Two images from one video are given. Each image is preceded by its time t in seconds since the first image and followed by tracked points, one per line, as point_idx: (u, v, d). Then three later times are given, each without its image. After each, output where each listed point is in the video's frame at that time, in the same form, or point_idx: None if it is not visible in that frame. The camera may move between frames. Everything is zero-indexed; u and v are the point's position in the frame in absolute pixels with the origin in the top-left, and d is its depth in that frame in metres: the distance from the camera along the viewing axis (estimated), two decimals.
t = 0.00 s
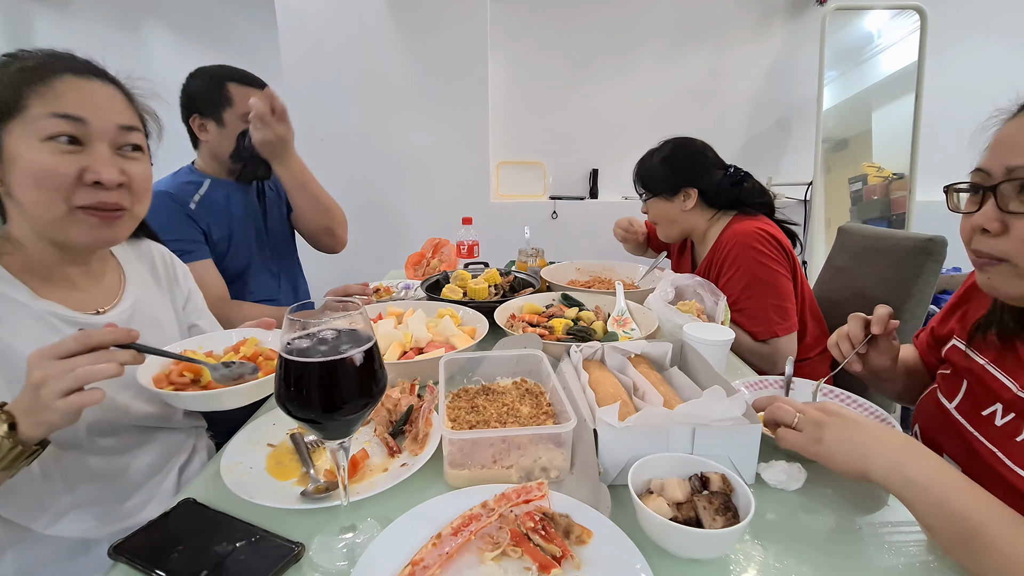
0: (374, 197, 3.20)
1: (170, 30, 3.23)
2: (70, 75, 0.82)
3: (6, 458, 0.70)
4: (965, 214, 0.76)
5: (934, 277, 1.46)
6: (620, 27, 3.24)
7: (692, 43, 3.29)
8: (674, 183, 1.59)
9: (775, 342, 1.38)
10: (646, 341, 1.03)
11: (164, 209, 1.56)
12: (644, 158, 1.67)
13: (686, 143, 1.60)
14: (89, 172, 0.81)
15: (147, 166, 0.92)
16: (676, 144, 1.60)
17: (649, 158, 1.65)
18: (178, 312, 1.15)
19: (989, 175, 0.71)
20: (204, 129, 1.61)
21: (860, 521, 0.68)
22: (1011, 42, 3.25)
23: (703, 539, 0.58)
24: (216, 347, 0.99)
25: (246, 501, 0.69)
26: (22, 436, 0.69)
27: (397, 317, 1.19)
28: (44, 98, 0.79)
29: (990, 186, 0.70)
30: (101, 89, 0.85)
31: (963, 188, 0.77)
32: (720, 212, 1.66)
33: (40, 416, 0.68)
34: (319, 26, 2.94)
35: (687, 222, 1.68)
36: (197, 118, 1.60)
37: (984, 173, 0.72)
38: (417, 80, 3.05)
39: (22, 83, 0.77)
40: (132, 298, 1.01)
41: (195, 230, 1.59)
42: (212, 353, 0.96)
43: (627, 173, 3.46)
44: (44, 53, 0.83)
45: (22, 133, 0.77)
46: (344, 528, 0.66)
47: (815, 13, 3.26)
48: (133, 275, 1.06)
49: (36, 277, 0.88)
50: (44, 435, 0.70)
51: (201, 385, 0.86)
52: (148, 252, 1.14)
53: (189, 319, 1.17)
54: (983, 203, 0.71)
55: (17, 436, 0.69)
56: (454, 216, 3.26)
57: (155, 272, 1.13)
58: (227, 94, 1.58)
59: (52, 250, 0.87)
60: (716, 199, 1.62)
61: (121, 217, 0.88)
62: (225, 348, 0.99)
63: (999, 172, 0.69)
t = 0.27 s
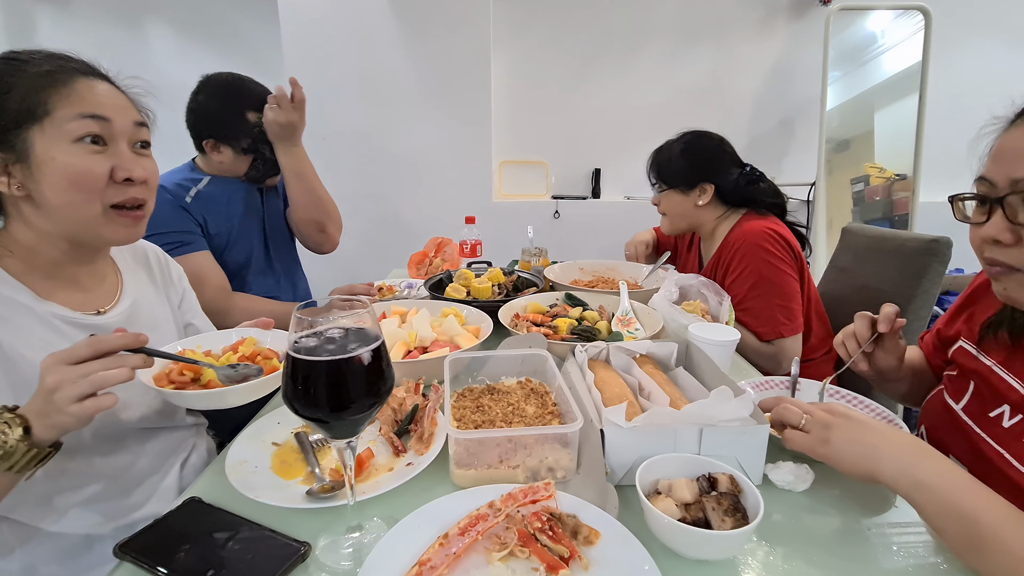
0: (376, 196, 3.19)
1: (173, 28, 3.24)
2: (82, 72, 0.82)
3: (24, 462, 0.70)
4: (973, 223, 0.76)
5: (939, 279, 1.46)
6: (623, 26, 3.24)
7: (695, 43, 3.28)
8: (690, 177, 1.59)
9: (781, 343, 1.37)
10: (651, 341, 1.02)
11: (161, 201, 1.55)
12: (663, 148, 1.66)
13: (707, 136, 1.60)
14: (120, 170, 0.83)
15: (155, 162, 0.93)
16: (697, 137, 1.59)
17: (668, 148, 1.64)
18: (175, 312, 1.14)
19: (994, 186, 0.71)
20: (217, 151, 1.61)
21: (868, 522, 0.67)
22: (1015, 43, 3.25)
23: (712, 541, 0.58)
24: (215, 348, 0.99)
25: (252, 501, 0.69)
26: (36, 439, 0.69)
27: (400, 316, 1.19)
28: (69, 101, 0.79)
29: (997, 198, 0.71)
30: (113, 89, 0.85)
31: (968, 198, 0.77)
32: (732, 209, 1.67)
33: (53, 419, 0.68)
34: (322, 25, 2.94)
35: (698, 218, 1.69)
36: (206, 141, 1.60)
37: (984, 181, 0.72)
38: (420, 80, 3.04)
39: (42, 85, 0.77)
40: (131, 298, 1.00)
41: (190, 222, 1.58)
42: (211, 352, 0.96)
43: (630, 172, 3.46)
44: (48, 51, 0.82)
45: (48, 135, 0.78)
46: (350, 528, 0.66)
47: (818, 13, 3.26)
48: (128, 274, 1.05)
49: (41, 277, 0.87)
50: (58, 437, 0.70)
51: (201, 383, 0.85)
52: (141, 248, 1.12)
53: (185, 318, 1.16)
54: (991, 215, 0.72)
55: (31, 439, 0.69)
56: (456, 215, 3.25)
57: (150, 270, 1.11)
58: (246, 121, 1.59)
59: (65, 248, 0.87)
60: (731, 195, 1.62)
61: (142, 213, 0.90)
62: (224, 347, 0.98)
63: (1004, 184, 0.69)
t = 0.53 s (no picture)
0: (376, 193, 3.18)
1: (172, 23, 3.21)
2: (74, 68, 0.81)
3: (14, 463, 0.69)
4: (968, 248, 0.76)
5: (945, 278, 1.45)
6: (625, 24, 3.22)
7: (697, 40, 3.27)
8: (712, 167, 1.58)
9: (788, 340, 1.37)
10: (655, 340, 1.01)
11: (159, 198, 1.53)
12: (684, 137, 1.65)
13: (730, 128, 1.59)
14: (116, 168, 0.83)
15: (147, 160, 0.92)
16: (720, 128, 1.58)
17: (689, 137, 1.63)
18: (170, 308, 1.12)
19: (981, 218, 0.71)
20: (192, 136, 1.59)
21: (877, 523, 0.67)
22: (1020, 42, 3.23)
23: (719, 542, 0.57)
24: (211, 345, 0.98)
25: (252, 500, 0.68)
26: (28, 440, 0.69)
27: (402, 314, 1.18)
28: (64, 99, 0.78)
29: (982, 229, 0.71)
30: (107, 85, 0.84)
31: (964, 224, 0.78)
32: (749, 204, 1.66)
33: (44, 420, 0.67)
34: (323, 21, 2.92)
35: (714, 210, 1.67)
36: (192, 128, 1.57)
37: (987, 188, 0.71)
38: (421, 77, 3.03)
39: (35, 81, 0.76)
40: (124, 294, 0.99)
41: (189, 219, 1.56)
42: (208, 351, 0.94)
43: (632, 171, 3.45)
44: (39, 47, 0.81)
45: (42, 132, 0.76)
46: (352, 527, 0.65)
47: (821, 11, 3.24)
48: (121, 269, 1.03)
49: (30, 275, 0.86)
50: (50, 437, 0.69)
51: (197, 382, 0.84)
52: (135, 247, 1.11)
53: (181, 314, 1.15)
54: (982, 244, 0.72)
55: (22, 440, 0.68)
56: (456, 213, 3.24)
57: (143, 267, 1.10)
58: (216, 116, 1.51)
59: (58, 245, 0.86)
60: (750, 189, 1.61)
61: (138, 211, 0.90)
62: (221, 346, 0.97)
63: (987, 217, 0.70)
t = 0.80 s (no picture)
0: (376, 192, 3.18)
1: (171, 21, 3.21)
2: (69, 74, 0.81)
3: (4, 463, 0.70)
4: (968, 236, 0.77)
5: (944, 277, 1.45)
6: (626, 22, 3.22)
7: (698, 39, 3.26)
8: (740, 159, 1.54)
9: (790, 340, 1.37)
10: (653, 340, 1.01)
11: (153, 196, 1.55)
12: (711, 127, 1.61)
13: (759, 122, 1.57)
14: (108, 176, 0.83)
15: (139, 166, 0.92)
16: (748, 121, 1.56)
17: (716, 128, 1.60)
18: (163, 307, 1.12)
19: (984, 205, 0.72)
20: (193, 123, 1.59)
21: (876, 524, 0.66)
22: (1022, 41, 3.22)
23: (716, 543, 0.57)
24: (207, 345, 0.98)
25: (248, 500, 0.68)
26: (15, 441, 0.69)
27: (400, 313, 1.17)
28: (59, 108, 0.78)
29: (984, 217, 0.71)
30: (102, 91, 0.84)
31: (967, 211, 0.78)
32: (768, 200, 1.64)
33: (32, 421, 0.67)
34: (323, 20, 2.92)
35: (734, 204, 1.65)
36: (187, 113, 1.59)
37: (988, 185, 0.71)
38: (420, 75, 3.02)
39: (30, 87, 0.76)
40: (116, 293, 0.98)
41: (182, 216, 1.57)
42: (204, 350, 0.94)
43: (631, 170, 3.45)
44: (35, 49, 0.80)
45: (34, 138, 0.76)
46: (348, 527, 0.65)
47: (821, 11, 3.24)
48: (113, 268, 1.03)
49: (19, 275, 0.86)
50: (38, 438, 0.70)
51: (194, 382, 0.85)
52: (125, 246, 1.10)
53: (173, 313, 1.15)
54: (983, 231, 0.72)
55: (11, 442, 0.69)
56: (456, 212, 3.24)
57: (135, 268, 1.09)
58: (217, 89, 1.53)
59: (46, 247, 0.86)
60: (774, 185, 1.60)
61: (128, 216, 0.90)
62: (217, 345, 0.97)
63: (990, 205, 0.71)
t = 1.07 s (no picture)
0: (375, 191, 3.18)
1: (171, 19, 3.21)
2: (83, 96, 0.80)
3: None
4: (968, 233, 0.76)
5: (940, 279, 1.45)
6: (626, 22, 3.22)
7: (698, 39, 3.26)
8: (789, 153, 1.49)
9: (794, 339, 1.38)
10: (651, 339, 1.01)
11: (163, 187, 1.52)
12: (760, 113, 1.52)
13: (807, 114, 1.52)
14: (99, 199, 0.81)
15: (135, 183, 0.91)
16: (800, 112, 1.50)
17: (767, 115, 1.51)
18: (157, 305, 1.13)
19: (985, 197, 0.72)
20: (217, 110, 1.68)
21: (871, 523, 0.67)
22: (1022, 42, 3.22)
23: (711, 541, 0.57)
24: (206, 339, 0.98)
25: (246, 497, 0.68)
26: (13, 437, 0.69)
27: (398, 312, 1.18)
28: (65, 131, 0.77)
29: (985, 212, 0.72)
30: (114, 111, 0.83)
31: (965, 206, 0.78)
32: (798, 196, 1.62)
33: (28, 413, 0.67)
34: (323, 19, 2.92)
35: (769, 199, 1.60)
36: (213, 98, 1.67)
37: (988, 186, 0.71)
38: (420, 74, 3.02)
39: (39, 108, 0.75)
40: (108, 291, 0.99)
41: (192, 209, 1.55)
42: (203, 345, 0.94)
43: (631, 169, 3.45)
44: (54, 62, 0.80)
45: (32, 158, 0.75)
46: (345, 525, 0.65)
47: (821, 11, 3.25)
48: (106, 266, 1.04)
49: (11, 275, 0.86)
50: (35, 434, 0.70)
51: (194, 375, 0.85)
52: (117, 244, 1.10)
53: (168, 311, 1.15)
54: (983, 227, 0.72)
55: (9, 437, 0.69)
56: (455, 211, 3.24)
57: (128, 266, 1.10)
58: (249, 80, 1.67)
59: (33, 256, 0.86)
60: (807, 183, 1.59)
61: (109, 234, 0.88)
62: (215, 339, 0.97)
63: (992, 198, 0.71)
